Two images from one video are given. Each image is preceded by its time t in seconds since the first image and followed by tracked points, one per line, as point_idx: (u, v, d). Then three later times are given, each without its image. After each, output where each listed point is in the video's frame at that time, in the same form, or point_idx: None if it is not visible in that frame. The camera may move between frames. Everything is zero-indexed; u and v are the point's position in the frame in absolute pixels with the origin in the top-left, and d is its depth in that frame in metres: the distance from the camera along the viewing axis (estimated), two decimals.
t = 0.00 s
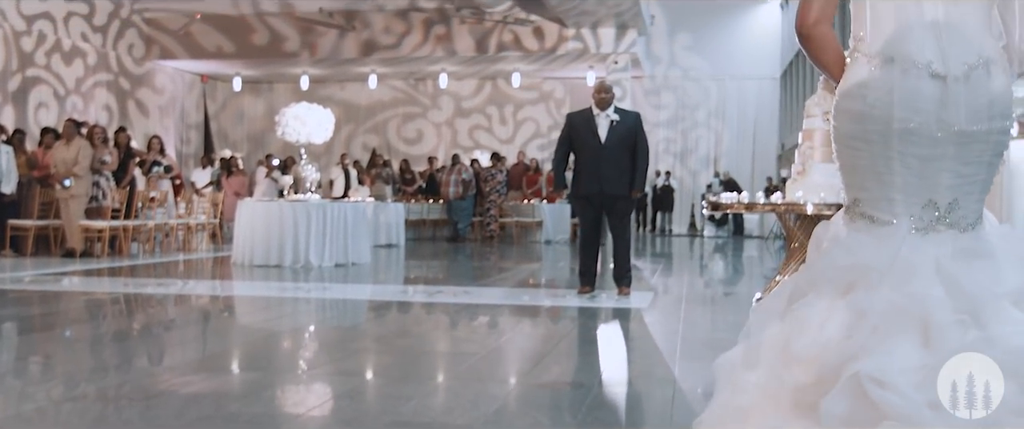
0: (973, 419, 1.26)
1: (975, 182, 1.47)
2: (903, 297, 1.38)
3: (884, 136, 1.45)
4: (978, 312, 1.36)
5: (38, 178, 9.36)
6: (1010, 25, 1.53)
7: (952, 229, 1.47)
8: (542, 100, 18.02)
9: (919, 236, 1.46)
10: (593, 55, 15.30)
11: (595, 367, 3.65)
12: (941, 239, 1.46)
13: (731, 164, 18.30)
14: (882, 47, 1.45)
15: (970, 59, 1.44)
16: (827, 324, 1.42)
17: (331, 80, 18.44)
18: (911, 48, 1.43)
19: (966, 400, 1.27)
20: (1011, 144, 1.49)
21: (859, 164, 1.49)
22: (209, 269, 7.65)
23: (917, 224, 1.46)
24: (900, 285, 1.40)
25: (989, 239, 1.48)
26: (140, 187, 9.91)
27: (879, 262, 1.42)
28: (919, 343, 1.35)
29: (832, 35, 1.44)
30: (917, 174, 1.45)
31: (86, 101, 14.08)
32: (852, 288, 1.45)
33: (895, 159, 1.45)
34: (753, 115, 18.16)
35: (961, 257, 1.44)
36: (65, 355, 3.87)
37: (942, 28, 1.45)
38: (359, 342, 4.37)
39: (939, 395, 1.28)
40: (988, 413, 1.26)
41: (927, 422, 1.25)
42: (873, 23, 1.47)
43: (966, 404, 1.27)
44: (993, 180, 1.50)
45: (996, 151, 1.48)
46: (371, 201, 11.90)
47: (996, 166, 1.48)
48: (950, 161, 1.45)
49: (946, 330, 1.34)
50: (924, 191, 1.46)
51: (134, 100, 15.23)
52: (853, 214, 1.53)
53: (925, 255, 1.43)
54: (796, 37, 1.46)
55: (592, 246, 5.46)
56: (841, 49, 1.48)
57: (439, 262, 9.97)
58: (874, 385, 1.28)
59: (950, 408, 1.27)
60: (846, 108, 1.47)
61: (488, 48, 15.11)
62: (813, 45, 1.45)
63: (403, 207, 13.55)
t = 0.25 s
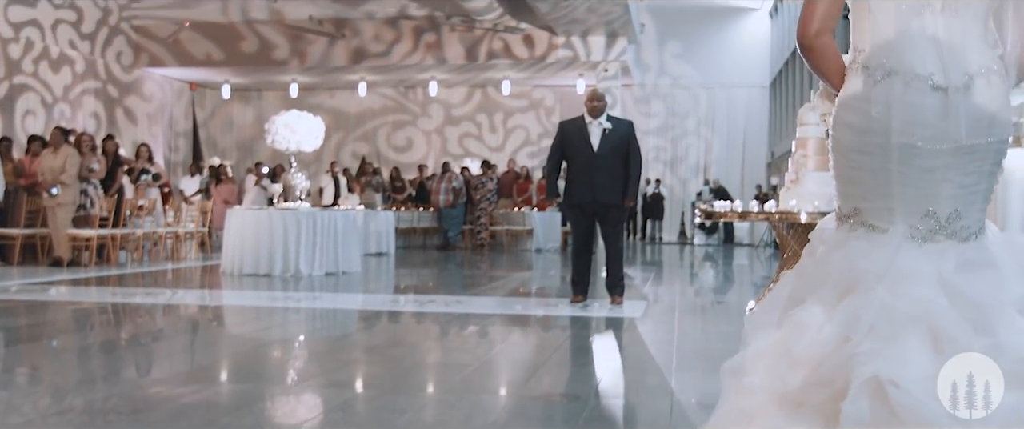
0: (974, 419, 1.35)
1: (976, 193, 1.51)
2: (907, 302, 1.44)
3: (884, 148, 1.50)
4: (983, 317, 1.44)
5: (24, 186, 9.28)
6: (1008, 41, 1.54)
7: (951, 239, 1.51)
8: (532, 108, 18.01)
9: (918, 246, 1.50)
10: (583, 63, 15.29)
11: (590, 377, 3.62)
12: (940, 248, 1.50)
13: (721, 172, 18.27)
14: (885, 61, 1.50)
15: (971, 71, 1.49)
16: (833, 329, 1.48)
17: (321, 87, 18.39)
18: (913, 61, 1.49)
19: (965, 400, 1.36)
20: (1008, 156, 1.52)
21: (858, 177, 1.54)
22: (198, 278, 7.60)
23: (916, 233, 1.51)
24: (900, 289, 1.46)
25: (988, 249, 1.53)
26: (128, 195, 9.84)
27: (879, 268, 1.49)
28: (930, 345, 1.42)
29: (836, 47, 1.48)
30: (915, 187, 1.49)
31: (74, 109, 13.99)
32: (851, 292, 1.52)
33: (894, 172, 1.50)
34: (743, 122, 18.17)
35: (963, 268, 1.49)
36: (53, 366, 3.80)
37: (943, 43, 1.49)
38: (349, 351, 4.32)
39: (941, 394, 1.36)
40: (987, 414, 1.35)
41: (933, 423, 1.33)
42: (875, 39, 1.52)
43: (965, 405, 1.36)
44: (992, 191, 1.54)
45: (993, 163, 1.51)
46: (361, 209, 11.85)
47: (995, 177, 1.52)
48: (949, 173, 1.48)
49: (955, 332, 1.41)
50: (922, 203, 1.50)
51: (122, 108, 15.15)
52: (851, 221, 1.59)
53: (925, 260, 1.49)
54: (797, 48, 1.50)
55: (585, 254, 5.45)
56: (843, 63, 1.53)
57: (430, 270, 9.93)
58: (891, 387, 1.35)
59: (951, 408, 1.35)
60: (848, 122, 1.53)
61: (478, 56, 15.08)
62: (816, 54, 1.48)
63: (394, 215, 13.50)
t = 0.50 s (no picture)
0: (974, 419, 1.41)
1: (973, 200, 1.57)
2: (899, 311, 1.50)
3: (881, 159, 1.56)
4: (976, 326, 1.50)
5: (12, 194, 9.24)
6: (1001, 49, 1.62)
7: (943, 246, 1.57)
8: (522, 116, 18.01)
9: (910, 253, 1.57)
10: (573, 72, 15.30)
11: (582, 387, 3.62)
12: (931, 256, 1.56)
13: (711, 179, 18.32)
14: (884, 70, 1.56)
15: (970, 80, 1.55)
16: (827, 336, 1.55)
17: (311, 95, 18.35)
18: (913, 71, 1.55)
19: (966, 400, 1.43)
20: (1005, 165, 1.59)
21: (855, 184, 1.60)
22: (189, 287, 7.58)
23: (910, 240, 1.57)
24: (891, 297, 1.52)
25: (985, 256, 1.59)
26: (117, 203, 9.79)
27: (869, 275, 1.55)
28: (924, 357, 1.47)
29: (835, 59, 1.53)
30: (912, 194, 1.55)
31: (63, 116, 13.93)
32: (845, 299, 1.58)
33: (889, 181, 1.56)
34: (733, 131, 18.23)
35: (957, 275, 1.55)
36: (41, 377, 3.76)
37: (943, 53, 1.55)
38: (337, 361, 4.31)
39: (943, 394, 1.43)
40: (988, 414, 1.42)
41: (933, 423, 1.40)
42: (874, 46, 1.58)
43: (967, 405, 1.43)
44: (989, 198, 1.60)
45: (991, 172, 1.58)
46: (352, 217, 11.82)
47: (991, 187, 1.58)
48: (944, 183, 1.54)
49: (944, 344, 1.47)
50: (916, 212, 1.56)
51: (111, 115, 15.15)
52: (847, 227, 1.64)
53: (916, 271, 1.55)
54: (799, 57, 1.54)
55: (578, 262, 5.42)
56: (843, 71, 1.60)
57: (420, 278, 9.91)
58: (885, 392, 1.42)
59: (952, 408, 1.42)
60: (847, 131, 1.60)
61: (469, 64, 15.07)
62: (816, 67, 1.54)
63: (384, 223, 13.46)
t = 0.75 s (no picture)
0: (973, 419, 1.40)
1: (967, 206, 1.55)
2: (889, 322, 1.48)
3: (874, 169, 1.55)
4: (973, 328, 1.48)
5: None
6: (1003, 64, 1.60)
7: (936, 254, 1.55)
8: (513, 124, 17.99)
9: (902, 261, 1.55)
10: (564, 80, 15.28)
11: (574, 398, 3.58)
12: (923, 265, 1.54)
13: (701, 189, 18.36)
14: (879, 81, 1.56)
15: (966, 90, 1.55)
16: (814, 350, 1.52)
17: (301, 103, 18.30)
18: (909, 82, 1.55)
19: (966, 400, 1.42)
20: (1001, 176, 1.58)
21: (848, 192, 1.60)
22: (177, 296, 7.53)
23: (901, 249, 1.55)
24: (881, 308, 1.50)
25: (980, 264, 1.57)
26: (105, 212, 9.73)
27: (858, 289, 1.52)
28: (906, 384, 1.44)
29: (829, 68, 1.54)
30: (905, 203, 1.54)
31: (51, 124, 13.85)
32: (835, 310, 1.56)
33: (882, 191, 1.55)
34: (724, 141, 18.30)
35: (947, 288, 1.52)
36: (27, 387, 3.70)
37: (938, 64, 1.54)
38: (327, 371, 4.26)
39: (941, 396, 1.42)
40: (986, 413, 1.41)
41: (934, 423, 1.41)
42: (870, 56, 1.58)
43: (967, 405, 1.42)
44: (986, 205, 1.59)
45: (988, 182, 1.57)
46: (342, 225, 11.76)
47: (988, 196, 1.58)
48: (936, 193, 1.53)
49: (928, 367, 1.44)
50: (909, 218, 1.54)
51: (99, 123, 15.08)
52: (839, 237, 1.63)
53: (905, 286, 1.51)
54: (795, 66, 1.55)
55: (570, 272, 5.41)
56: (838, 81, 1.59)
57: (411, 287, 9.86)
58: (872, 413, 1.39)
59: (951, 408, 1.42)
60: (839, 140, 1.59)
61: (460, 72, 15.04)
62: (812, 75, 1.55)
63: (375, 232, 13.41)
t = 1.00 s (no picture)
0: (973, 418, 1.43)
1: (965, 209, 1.55)
2: (882, 336, 1.49)
3: (873, 179, 1.55)
4: (972, 333, 1.50)
5: None
6: (996, 73, 1.62)
7: (934, 263, 1.55)
8: (504, 131, 17.97)
9: (900, 273, 1.55)
10: (555, 87, 15.27)
11: (568, 406, 3.56)
12: (921, 276, 1.54)
13: (692, 195, 18.47)
14: (875, 91, 1.57)
15: (959, 100, 1.56)
16: (809, 365, 1.54)
17: (292, 110, 18.25)
18: (903, 92, 1.56)
19: (966, 400, 1.45)
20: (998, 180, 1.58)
21: (845, 203, 1.59)
22: (167, 303, 7.48)
23: (899, 260, 1.56)
24: (874, 324, 1.50)
25: (981, 271, 1.57)
26: (95, 218, 9.66)
27: (852, 305, 1.53)
28: (892, 413, 1.45)
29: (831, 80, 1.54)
30: (901, 212, 1.54)
31: (40, 130, 13.77)
32: (830, 326, 1.56)
33: (879, 199, 1.55)
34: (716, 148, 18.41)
35: (941, 301, 1.52)
36: (14, 396, 3.65)
37: (933, 75, 1.56)
38: (318, 379, 4.21)
39: (943, 402, 1.45)
40: (986, 412, 1.44)
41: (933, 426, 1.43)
42: (866, 68, 1.59)
43: (967, 405, 1.45)
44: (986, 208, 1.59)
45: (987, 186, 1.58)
46: (334, 232, 11.72)
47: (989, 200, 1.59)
48: (932, 202, 1.53)
49: (914, 400, 1.45)
50: (906, 228, 1.55)
51: (89, 129, 15.02)
52: (838, 247, 1.63)
53: (900, 304, 1.51)
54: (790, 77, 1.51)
55: (564, 279, 5.38)
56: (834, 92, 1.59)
57: (403, 294, 9.82)
58: None
59: (951, 407, 1.45)
60: (836, 151, 1.59)
61: (451, 79, 15.03)
62: (810, 87, 1.52)
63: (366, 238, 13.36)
